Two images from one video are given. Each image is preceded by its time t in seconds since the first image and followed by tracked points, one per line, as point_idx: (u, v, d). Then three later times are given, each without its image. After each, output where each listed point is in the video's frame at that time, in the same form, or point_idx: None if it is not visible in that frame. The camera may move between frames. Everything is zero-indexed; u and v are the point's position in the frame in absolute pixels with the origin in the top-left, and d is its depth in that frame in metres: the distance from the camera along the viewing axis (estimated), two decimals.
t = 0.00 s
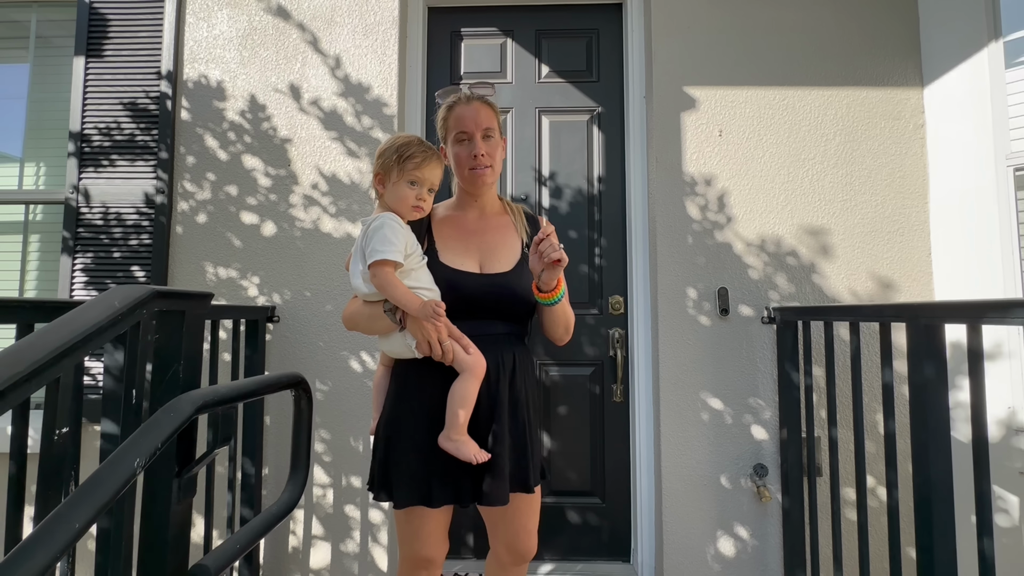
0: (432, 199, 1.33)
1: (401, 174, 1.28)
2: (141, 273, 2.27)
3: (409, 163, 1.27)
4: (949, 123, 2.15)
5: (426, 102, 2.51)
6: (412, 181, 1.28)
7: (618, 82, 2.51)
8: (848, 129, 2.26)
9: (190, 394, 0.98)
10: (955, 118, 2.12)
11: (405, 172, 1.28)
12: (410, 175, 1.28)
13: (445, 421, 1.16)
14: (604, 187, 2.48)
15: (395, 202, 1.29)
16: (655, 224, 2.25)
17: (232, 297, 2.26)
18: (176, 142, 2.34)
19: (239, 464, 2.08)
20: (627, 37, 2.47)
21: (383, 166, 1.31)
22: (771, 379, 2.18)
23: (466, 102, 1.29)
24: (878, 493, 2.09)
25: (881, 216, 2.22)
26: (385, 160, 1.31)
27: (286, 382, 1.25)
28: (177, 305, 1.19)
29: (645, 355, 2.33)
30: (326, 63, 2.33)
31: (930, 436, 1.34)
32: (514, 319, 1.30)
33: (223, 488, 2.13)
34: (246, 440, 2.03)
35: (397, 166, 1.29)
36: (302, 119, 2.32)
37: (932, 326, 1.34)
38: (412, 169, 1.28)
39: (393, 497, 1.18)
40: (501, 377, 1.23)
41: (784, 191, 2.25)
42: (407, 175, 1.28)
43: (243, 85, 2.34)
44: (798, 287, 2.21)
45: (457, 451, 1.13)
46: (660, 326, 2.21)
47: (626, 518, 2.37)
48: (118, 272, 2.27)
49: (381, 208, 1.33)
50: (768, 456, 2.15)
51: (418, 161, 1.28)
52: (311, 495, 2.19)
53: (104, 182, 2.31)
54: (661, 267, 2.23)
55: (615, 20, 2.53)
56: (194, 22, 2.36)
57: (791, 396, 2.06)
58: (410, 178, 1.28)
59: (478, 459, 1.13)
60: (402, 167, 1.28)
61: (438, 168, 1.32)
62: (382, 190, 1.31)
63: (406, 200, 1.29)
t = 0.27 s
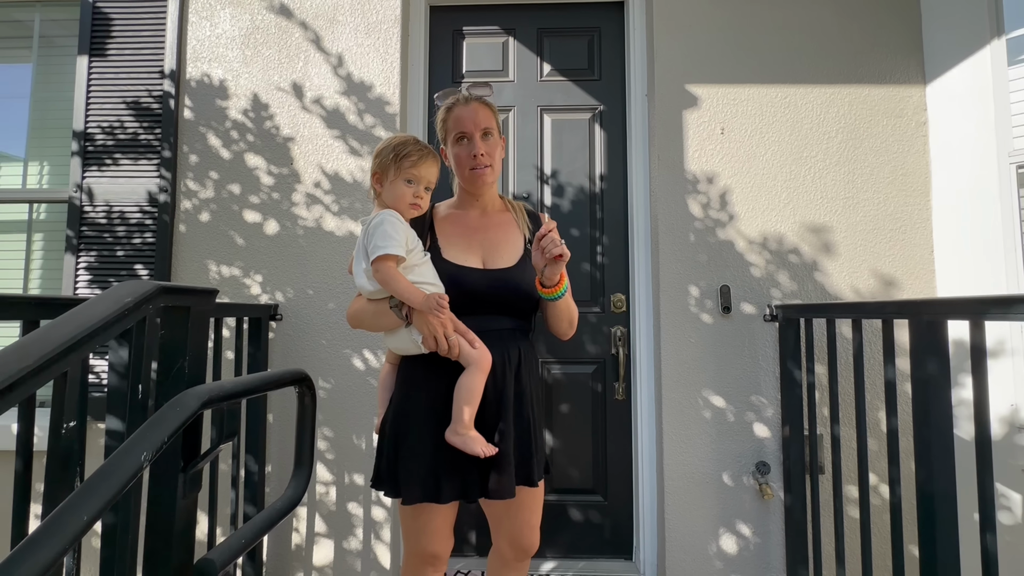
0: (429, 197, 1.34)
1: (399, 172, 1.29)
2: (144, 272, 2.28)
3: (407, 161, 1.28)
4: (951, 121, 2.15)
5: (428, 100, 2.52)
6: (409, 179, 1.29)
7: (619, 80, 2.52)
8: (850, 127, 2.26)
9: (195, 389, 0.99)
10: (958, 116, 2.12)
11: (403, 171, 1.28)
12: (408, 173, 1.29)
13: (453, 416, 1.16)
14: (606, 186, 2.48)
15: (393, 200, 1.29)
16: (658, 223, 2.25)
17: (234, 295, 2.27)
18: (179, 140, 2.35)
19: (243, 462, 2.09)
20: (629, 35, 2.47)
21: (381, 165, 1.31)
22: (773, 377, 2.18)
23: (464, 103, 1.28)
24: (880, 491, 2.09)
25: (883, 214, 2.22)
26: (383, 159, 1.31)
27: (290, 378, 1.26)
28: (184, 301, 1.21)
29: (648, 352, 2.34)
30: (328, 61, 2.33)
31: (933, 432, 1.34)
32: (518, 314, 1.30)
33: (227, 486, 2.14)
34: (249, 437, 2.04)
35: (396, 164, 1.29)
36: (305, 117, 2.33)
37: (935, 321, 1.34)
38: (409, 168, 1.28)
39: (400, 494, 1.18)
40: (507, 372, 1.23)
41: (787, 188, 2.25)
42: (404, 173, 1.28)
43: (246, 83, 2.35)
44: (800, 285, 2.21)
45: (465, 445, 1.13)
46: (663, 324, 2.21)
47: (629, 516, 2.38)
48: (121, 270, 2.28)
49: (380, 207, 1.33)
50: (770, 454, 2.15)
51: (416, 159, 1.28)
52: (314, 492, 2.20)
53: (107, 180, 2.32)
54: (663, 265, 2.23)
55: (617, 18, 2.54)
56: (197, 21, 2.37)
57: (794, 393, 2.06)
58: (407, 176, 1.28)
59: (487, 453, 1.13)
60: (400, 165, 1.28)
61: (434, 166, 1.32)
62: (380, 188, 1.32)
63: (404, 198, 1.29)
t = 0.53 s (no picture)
0: (434, 195, 1.33)
1: (404, 171, 1.28)
2: (147, 271, 2.28)
3: (411, 160, 1.28)
4: (955, 119, 2.14)
5: (430, 99, 2.52)
6: (414, 178, 1.29)
7: (621, 79, 2.51)
8: (854, 125, 2.25)
9: (199, 387, 0.99)
10: (962, 114, 2.11)
11: (408, 170, 1.28)
12: (412, 172, 1.28)
13: (459, 415, 1.16)
14: (608, 184, 2.47)
15: (398, 199, 1.29)
16: (660, 221, 2.25)
17: (237, 294, 2.27)
18: (182, 139, 2.35)
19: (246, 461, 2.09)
20: (631, 34, 2.47)
21: (385, 164, 1.31)
22: (776, 375, 2.17)
23: (470, 101, 1.27)
24: (884, 490, 2.09)
25: (887, 212, 2.21)
26: (387, 158, 1.30)
27: (294, 378, 1.26)
28: (187, 300, 1.23)
29: (650, 351, 2.33)
30: (330, 60, 2.33)
31: (939, 431, 1.34)
32: (524, 313, 1.30)
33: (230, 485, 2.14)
34: (252, 436, 2.04)
35: (400, 163, 1.29)
36: (307, 116, 2.32)
37: (941, 320, 1.33)
38: (414, 167, 1.28)
39: (408, 492, 1.18)
40: (513, 370, 1.23)
41: (790, 187, 2.24)
42: (409, 172, 1.28)
43: (248, 83, 2.35)
44: (803, 284, 2.20)
45: (473, 443, 1.13)
46: (665, 323, 2.21)
47: (632, 516, 2.37)
48: (124, 269, 2.28)
49: (384, 207, 1.33)
50: (773, 453, 2.15)
51: (420, 158, 1.28)
52: (317, 492, 2.20)
53: (110, 180, 2.32)
54: (666, 264, 2.23)
55: (619, 16, 2.53)
56: (199, 20, 2.37)
57: (797, 392, 2.05)
58: (412, 175, 1.28)
59: (494, 451, 1.12)
60: (404, 164, 1.28)
61: (438, 165, 1.32)
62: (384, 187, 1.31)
63: (409, 196, 1.29)
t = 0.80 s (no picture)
0: (440, 196, 1.33)
1: (410, 172, 1.28)
2: (149, 270, 2.28)
3: (418, 161, 1.27)
4: (958, 117, 2.13)
5: (433, 98, 2.52)
6: (420, 179, 1.28)
7: (624, 78, 2.51)
8: (857, 124, 2.25)
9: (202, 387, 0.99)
10: (965, 112, 2.10)
11: (415, 171, 1.28)
12: (419, 173, 1.28)
13: (461, 414, 1.16)
14: (610, 183, 2.47)
15: (404, 199, 1.29)
16: (663, 221, 2.24)
17: (239, 293, 2.27)
18: (184, 139, 2.35)
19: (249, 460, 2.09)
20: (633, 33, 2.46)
21: (392, 164, 1.31)
22: (779, 375, 2.17)
23: (477, 103, 1.27)
24: (887, 490, 2.08)
25: (890, 211, 2.21)
26: (394, 158, 1.30)
27: (297, 377, 1.26)
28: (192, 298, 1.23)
29: (653, 350, 2.33)
30: (332, 59, 2.33)
31: (942, 430, 1.33)
32: (528, 313, 1.30)
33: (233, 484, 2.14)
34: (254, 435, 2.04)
35: (407, 164, 1.28)
36: (309, 115, 2.32)
37: (944, 319, 1.33)
38: (421, 168, 1.28)
39: (410, 490, 1.18)
40: (515, 370, 1.23)
41: (793, 186, 2.24)
42: (415, 173, 1.28)
43: (250, 82, 2.35)
44: (806, 283, 2.19)
45: (472, 443, 1.13)
46: (668, 322, 2.20)
47: (634, 515, 2.37)
48: (127, 269, 2.28)
49: (391, 207, 1.33)
50: (776, 452, 2.15)
51: (427, 159, 1.28)
52: (319, 491, 2.20)
53: (112, 179, 2.32)
54: (668, 263, 2.23)
55: (621, 15, 2.53)
56: (201, 19, 2.37)
57: (800, 391, 2.05)
58: (419, 175, 1.28)
59: (493, 450, 1.12)
60: (411, 165, 1.28)
61: (446, 166, 1.31)
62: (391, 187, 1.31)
63: (415, 197, 1.29)
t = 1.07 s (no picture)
0: (442, 197, 1.33)
1: (412, 173, 1.28)
2: (151, 270, 2.29)
3: (420, 161, 1.27)
4: (960, 118, 2.13)
5: (434, 98, 2.52)
6: (422, 179, 1.28)
7: (625, 78, 2.51)
8: (859, 124, 2.25)
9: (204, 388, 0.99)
10: (967, 112, 2.10)
11: (416, 172, 1.28)
12: (421, 174, 1.28)
13: (461, 415, 1.17)
14: (611, 183, 2.47)
15: (406, 199, 1.29)
16: (664, 221, 2.24)
17: (241, 293, 2.28)
18: (186, 139, 2.35)
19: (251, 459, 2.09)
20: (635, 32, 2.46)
21: (394, 164, 1.31)
22: (780, 375, 2.17)
23: (479, 103, 1.27)
24: (888, 490, 2.08)
25: (892, 211, 2.21)
26: (396, 158, 1.30)
27: (298, 377, 1.27)
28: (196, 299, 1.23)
29: (654, 351, 2.32)
30: (333, 60, 2.33)
31: (944, 430, 1.33)
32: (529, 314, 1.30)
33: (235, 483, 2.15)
34: (256, 435, 2.04)
35: (409, 164, 1.28)
36: (311, 116, 2.33)
37: (946, 319, 1.32)
38: (423, 168, 1.28)
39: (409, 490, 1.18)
40: (516, 372, 1.23)
41: (794, 186, 2.24)
42: (417, 173, 1.28)
43: (251, 82, 2.35)
44: (807, 283, 2.19)
45: (472, 444, 1.14)
46: (669, 322, 2.21)
47: (635, 515, 2.37)
48: (129, 269, 2.29)
49: (392, 207, 1.33)
50: (777, 453, 2.15)
51: (429, 160, 1.28)
52: (321, 490, 2.20)
53: (114, 180, 2.33)
54: (670, 263, 2.23)
55: (622, 15, 2.52)
56: (202, 20, 2.37)
57: (801, 391, 2.05)
58: (420, 176, 1.28)
59: (491, 453, 1.13)
60: (413, 165, 1.28)
61: (448, 167, 1.31)
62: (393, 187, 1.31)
63: (416, 197, 1.29)
